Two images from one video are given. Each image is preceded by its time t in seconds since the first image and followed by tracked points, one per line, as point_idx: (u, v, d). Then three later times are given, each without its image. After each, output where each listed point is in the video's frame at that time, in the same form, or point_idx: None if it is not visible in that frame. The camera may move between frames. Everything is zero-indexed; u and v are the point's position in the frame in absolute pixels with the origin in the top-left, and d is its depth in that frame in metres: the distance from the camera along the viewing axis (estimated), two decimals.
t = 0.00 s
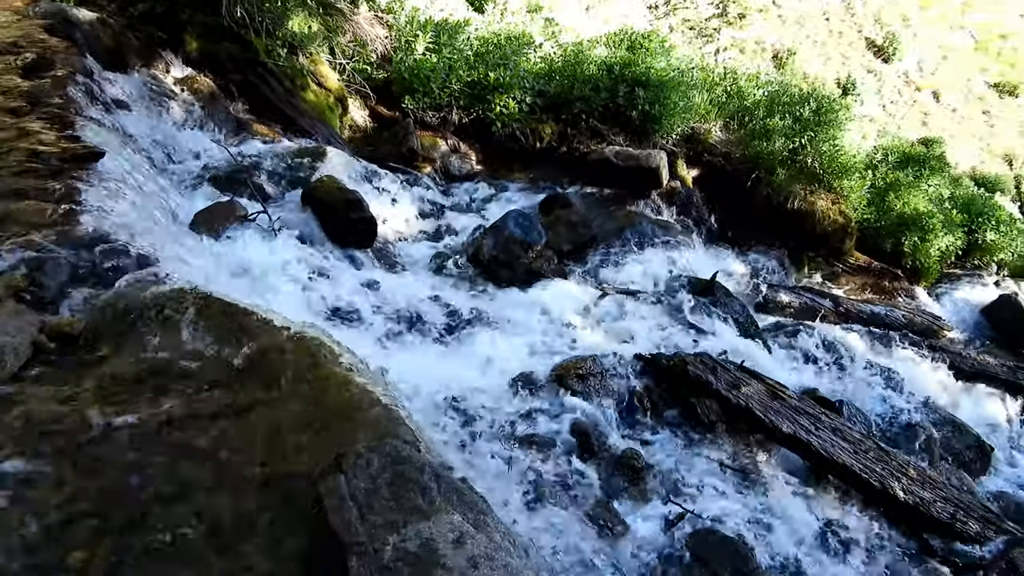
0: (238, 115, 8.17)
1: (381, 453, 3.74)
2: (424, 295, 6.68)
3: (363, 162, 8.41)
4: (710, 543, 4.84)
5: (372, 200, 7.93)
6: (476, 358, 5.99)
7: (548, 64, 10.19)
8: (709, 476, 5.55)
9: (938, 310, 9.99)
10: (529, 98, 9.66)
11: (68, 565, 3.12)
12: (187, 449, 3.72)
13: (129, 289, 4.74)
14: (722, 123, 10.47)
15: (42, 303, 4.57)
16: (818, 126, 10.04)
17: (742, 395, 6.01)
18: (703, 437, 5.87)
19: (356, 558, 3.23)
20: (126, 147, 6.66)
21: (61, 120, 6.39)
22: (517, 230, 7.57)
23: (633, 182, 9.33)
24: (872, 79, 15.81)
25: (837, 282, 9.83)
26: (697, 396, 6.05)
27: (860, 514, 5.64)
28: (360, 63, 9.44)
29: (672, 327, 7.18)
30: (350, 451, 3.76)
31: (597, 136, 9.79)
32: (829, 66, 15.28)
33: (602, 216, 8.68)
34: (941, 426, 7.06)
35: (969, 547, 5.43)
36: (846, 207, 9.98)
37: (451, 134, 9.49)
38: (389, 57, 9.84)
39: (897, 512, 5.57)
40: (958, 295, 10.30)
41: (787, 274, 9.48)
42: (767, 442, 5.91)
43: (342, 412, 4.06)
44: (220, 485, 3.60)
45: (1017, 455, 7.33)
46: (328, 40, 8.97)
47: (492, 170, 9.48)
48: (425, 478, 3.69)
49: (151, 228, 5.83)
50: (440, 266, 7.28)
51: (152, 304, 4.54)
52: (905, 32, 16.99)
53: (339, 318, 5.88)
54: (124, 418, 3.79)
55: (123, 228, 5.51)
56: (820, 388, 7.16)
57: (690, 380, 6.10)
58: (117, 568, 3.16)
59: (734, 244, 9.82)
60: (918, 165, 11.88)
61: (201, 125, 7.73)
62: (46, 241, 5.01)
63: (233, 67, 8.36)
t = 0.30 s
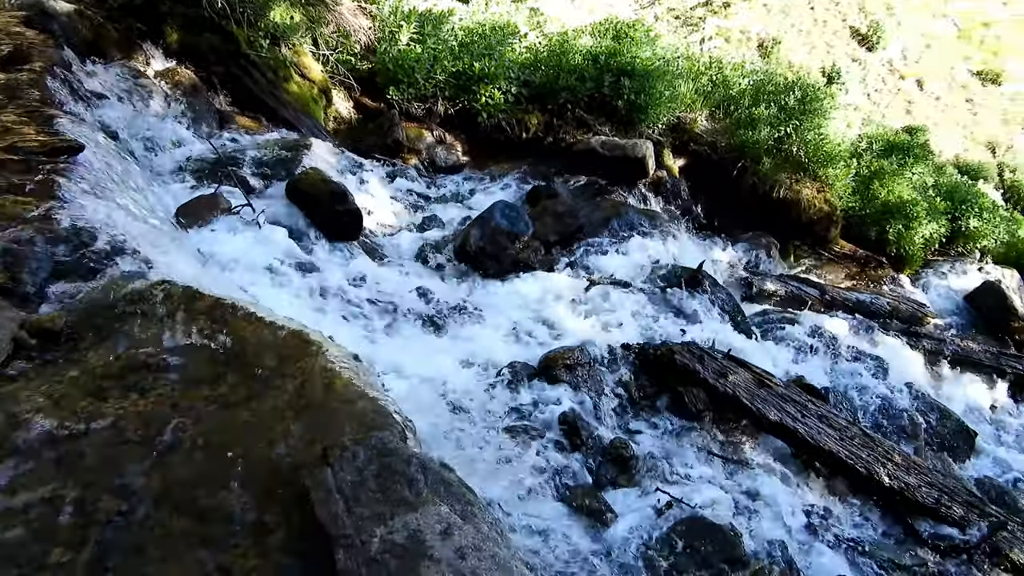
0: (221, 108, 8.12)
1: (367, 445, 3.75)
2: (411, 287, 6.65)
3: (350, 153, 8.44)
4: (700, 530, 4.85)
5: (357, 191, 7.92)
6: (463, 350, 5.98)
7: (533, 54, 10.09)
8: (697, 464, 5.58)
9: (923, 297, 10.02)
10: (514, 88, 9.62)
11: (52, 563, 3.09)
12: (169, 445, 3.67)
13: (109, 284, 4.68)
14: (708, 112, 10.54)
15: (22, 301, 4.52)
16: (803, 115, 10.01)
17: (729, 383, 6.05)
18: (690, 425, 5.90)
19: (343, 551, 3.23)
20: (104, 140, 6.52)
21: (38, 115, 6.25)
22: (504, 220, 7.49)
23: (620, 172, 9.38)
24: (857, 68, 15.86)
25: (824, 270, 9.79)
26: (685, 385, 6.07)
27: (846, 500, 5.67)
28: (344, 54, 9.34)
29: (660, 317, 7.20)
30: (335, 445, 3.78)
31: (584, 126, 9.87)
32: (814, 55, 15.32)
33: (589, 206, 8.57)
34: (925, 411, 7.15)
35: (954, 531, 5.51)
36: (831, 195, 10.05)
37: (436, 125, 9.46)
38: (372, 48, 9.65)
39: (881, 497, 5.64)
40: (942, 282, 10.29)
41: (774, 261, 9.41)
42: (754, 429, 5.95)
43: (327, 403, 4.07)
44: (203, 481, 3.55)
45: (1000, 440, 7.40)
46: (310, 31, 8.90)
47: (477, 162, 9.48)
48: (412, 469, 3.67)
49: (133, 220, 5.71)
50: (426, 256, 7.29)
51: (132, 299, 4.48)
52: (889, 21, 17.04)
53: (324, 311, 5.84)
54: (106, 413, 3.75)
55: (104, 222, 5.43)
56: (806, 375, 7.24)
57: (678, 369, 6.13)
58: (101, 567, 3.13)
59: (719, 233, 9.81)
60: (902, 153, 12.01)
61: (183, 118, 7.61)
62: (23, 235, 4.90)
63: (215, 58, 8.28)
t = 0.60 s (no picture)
0: (204, 98, 7.98)
1: (355, 435, 3.78)
2: (400, 277, 6.63)
3: (337, 142, 8.38)
4: (689, 515, 4.90)
5: (345, 180, 7.87)
6: (452, 339, 5.97)
7: (521, 41, 10.00)
8: (687, 450, 5.59)
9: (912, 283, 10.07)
10: (502, 77, 9.54)
11: (37, 554, 3.00)
12: (156, 437, 3.63)
13: (94, 276, 4.64)
14: (697, 100, 10.51)
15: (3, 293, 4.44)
16: (791, 102, 10.06)
17: (719, 369, 6.07)
18: (680, 411, 5.92)
19: (332, 540, 3.22)
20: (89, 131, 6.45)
21: (19, 106, 6.06)
22: (493, 209, 7.39)
23: (609, 159, 9.31)
24: (846, 55, 15.88)
25: (811, 257, 9.89)
26: (675, 370, 6.10)
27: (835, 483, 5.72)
28: (329, 42, 9.24)
29: (649, 304, 7.22)
30: (323, 435, 3.80)
31: (573, 114, 9.89)
32: (802, 42, 15.28)
33: (578, 195, 8.64)
34: (913, 396, 7.21)
35: (941, 514, 5.55)
36: (819, 181, 10.08)
37: (424, 114, 9.44)
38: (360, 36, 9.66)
39: (870, 481, 5.68)
40: (932, 268, 10.35)
41: (763, 248, 9.51)
42: (743, 415, 6.01)
43: (314, 391, 4.07)
44: (192, 472, 3.53)
45: (986, 424, 7.47)
46: (296, 20, 8.92)
47: (466, 151, 9.45)
48: (400, 458, 3.70)
49: (116, 214, 5.70)
50: (415, 246, 7.26)
51: (119, 293, 4.46)
52: (877, 7, 17.03)
53: (312, 301, 5.81)
54: (92, 406, 3.71)
55: (89, 215, 5.40)
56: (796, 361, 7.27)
57: (669, 355, 6.13)
58: (89, 558, 3.06)
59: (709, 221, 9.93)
60: (890, 140, 12.03)
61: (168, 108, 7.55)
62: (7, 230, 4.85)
63: (198, 46, 8.10)
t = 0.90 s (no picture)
0: (189, 86, 7.94)
1: (342, 422, 3.75)
2: (390, 264, 6.61)
3: (324, 130, 8.28)
4: (678, 500, 4.87)
5: (334, 167, 7.83)
6: (443, 327, 5.96)
7: (508, 27, 9.89)
8: (676, 435, 5.61)
9: (900, 266, 10.09)
10: (490, 62, 9.48)
11: (22, 547, 2.97)
12: (142, 428, 3.61)
13: (76, 269, 4.60)
14: (685, 85, 10.54)
15: None
16: (780, 86, 9.95)
17: (708, 354, 6.12)
18: (670, 396, 5.95)
19: (319, 527, 3.20)
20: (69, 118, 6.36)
21: None
22: (482, 195, 7.48)
23: (598, 146, 9.34)
24: (834, 39, 15.92)
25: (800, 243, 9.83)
26: (665, 357, 6.15)
27: (823, 466, 5.76)
28: (314, 29, 9.21)
29: (639, 289, 7.23)
30: (312, 423, 3.77)
31: (561, 100, 9.82)
32: (791, 26, 15.23)
33: (567, 179, 8.79)
34: (901, 378, 7.24)
35: (928, 494, 5.59)
36: (808, 166, 10.08)
37: (412, 101, 9.38)
38: (344, 23, 9.65)
39: (859, 463, 5.73)
40: (918, 252, 10.42)
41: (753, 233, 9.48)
42: (733, 400, 5.99)
43: (303, 382, 4.11)
44: (179, 462, 3.50)
45: (972, 406, 7.52)
46: (280, 6, 8.84)
47: (454, 137, 9.40)
48: (388, 445, 3.71)
49: (98, 203, 5.64)
50: (404, 234, 7.20)
51: (102, 285, 4.44)
52: None
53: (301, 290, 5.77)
54: (77, 397, 3.67)
55: (72, 207, 5.38)
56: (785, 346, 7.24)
57: (659, 342, 6.21)
58: (74, 549, 3.03)
59: (699, 207, 9.99)
60: (878, 124, 11.99)
61: (151, 97, 7.47)
62: None
63: (181, 33, 8.01)
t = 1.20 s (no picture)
0: (174, 74, 7.78)
1: (331, 411, 3.75)
2: (380, 253, 6.59)
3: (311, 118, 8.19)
4: (669, 485, 4.91)
5: (321, 156, 7.72)
6: (433, 315, 5.96)
7: (497, 14, 9.94)
8: (667, 420, 5.63)
9: (889, 252, 10.14)
10: (479, 49, 9.43)
11: (10, 538, 2.97)
12: (130, 418, 3.59)
13: (62, 259, 4.55)
14: (675, 72, 10.45)
15: None
16: (769, 72, 10.04)
17: (698, 340, 6.14)
18: (661, 382, 5.96)
19: (309, 517, 3.20)
20: (52, 107, 6.27)
21: None
22: (471, 182, 7.42)
23: (587, 134, 9.32)
24: (824, 25, 15.90)
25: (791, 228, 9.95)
26: (655, 344, 6.15)
27: (814, 452, 5.79)
28: (302, 17, 9.20)
29: (630, 275, 7.25)
30: (300, 411, 3.76)
31: (551, 87, 9.76)
32: (781, 11, 15.18)
33: (557, 168, 8.67)
34: (889, 363, 7.32)
35: (917, 478, 5.60)
36: (798, 152, 10.11)
37: (400, 88, 9.23)
38: (332, 11, 9.67)
39: (849, 447, 5.76)
40: (907, 236, 10.49)
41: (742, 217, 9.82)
42: (724, 386, 6.03)
43: (293, 372, 4.09)
44: (168, 452, 3.48)
45: (959, 390, 7.58)
46: None
47: (444, 125, 9.31)
48: (377, 433, 3.71)
49: (84, 194, 5.58)
50: (394, 223, 7.15)
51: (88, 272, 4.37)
52: None
53: (290, 278, 5.76)
54: (63, 387, 3.64)
55: (57, 196, 5.31)
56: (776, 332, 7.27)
57: (648, 329, 6.22)
58: (62, 540, 3.02)
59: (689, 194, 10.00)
60: (868, 109, 12.11)
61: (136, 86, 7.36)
62: None
63: (165, 20, 7.89)
